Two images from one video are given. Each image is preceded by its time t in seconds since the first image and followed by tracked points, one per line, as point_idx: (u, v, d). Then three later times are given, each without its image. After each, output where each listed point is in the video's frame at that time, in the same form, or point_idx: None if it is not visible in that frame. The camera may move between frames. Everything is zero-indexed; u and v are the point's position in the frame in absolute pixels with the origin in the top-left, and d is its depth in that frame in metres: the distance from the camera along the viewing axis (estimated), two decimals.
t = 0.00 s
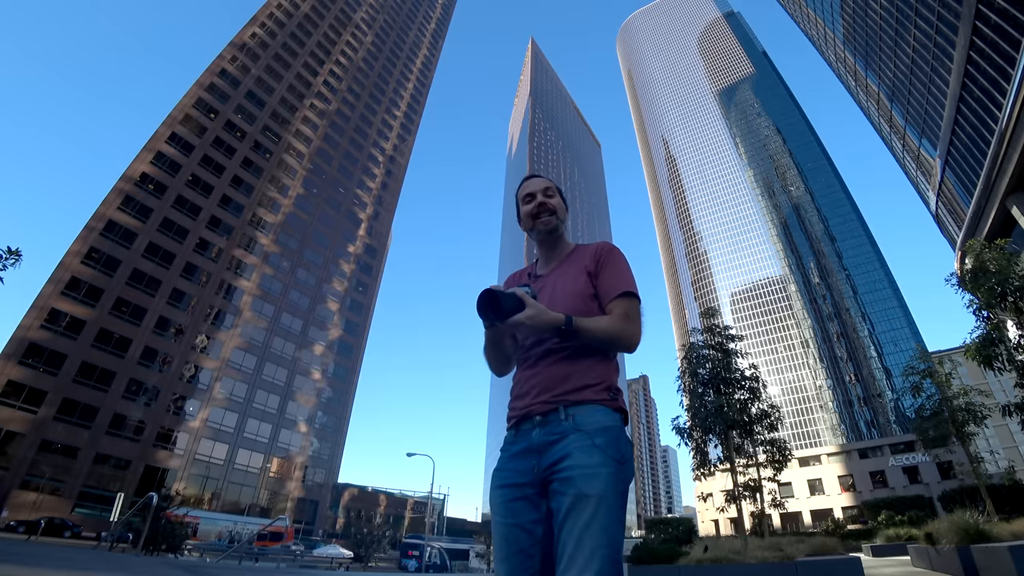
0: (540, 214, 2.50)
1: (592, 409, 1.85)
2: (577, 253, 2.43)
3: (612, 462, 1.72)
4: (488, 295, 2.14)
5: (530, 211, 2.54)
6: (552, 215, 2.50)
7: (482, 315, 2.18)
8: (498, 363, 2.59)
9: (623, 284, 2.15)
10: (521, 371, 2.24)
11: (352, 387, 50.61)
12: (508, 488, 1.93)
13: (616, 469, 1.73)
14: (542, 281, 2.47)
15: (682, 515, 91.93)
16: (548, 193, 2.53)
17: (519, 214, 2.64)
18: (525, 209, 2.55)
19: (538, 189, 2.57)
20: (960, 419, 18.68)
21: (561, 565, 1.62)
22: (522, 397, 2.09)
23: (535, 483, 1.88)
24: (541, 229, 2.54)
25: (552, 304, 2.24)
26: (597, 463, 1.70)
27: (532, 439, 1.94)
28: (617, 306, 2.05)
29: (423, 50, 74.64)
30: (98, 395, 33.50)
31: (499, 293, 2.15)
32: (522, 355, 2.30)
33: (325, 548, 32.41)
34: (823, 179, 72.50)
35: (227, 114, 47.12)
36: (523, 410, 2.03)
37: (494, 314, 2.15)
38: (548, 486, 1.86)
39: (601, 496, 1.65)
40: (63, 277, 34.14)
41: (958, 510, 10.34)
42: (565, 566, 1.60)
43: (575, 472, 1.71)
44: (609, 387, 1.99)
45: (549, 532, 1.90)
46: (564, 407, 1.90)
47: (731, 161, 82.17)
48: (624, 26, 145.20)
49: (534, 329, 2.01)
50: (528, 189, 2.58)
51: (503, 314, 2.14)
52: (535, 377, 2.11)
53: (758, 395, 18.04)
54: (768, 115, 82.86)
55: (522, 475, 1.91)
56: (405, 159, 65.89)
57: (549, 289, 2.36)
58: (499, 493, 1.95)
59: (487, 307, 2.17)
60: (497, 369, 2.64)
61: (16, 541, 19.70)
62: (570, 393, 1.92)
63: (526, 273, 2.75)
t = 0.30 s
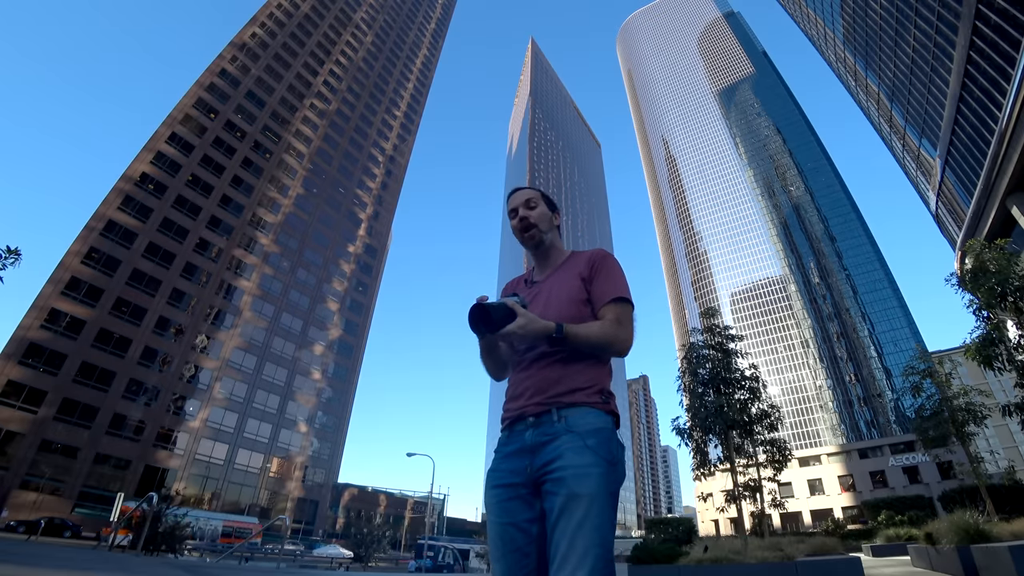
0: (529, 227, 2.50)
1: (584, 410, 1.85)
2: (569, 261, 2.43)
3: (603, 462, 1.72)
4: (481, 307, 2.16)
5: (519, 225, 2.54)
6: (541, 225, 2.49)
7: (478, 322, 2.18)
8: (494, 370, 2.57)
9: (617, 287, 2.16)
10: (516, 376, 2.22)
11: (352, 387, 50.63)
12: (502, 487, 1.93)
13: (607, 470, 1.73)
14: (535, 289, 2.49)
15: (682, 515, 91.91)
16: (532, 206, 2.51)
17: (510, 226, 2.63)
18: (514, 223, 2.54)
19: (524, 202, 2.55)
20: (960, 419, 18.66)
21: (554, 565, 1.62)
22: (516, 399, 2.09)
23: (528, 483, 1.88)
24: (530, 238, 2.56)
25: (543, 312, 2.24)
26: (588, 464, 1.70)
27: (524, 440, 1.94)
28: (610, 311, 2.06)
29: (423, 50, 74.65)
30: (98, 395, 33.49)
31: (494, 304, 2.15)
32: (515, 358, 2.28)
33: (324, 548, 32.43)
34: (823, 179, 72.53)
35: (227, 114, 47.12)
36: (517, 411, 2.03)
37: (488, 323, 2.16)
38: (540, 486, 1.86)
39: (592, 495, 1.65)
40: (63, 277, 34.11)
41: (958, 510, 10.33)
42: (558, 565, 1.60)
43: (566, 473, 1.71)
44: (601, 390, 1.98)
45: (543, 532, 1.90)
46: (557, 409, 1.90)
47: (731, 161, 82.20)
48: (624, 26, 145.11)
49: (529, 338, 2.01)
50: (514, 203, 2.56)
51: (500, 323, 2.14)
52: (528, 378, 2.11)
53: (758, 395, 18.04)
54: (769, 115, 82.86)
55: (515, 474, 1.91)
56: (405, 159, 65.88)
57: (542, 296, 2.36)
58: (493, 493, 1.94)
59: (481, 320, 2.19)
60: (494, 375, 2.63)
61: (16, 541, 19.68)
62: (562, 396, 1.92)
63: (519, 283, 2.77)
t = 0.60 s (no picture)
0: (520, 235, 2.51)
1: (579, 414, 1.86)
2: (562, 268, 2.43)
3: (597, 464, 1.73)
4: (483, 307, 2.13)
5: (512, 232, 2.54)
6: (531, 233, 2.50)
7: (475, 328, 2.18)
8: (492, 373, 2.56)
9: (611, 293, 2.17)
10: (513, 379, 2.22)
11: (352, 387, 50.66)
12: (499, 487, 1.93)
13: (600, 470, 1.74)
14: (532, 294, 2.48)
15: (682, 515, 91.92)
16: (523, 214, 2.51)
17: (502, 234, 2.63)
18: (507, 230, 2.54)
19: (516, 211, 2.54)
20: (960, 419, 18.66)
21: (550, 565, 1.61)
22: (512, 403, 2.09)
23: (524, 482, 1.88)
24: (524, 246, 2.56)
25: (539, 317, 2.23)
26: (582, 464, 1.71)
27: (519, 442, 1.95)
28: (605, 316, 2.06)
29: (423, 50, 74.65)
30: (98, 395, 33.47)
31: (495, 305, 2.13)
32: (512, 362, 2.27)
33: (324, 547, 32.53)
34: (823, 179, 72.53)
35: (226, 114, 47.12)
36: (512, 415, 2.04)
37: (489, 326, 2.14)
38: (536, 486, 1.86)
39: (586, 496, 1.65)
40: (63, 277, 34.10)
41: (958, 510, 10.33)
42: (553, 564, 1.60)
43: (560, 475, 1.71)
44: (596, 394, 1.98)
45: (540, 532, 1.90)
46: (552, 412, 1.90)
47: (731, 161, 82.19)
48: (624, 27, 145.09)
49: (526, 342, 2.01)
50: (505, 210, 2.57)
51: (500, 325, 2.12)
52: (525, 382, 2.10)
53: (758, 395, 18.04)
54: (769, 115, 82.87)
55: (511, 474, 1.92)
56: (405, 159, 65.85)
57: (539, 302, 2.34)
58: (490, 493, 1.95)
59: (481, 322, 2.16)
60: (493, 378, 2.63)
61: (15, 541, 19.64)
62: (556, 399, 1.93)
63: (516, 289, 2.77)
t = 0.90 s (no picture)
0: (516, 237, 2.51)
1: (577, 418, 1.85)
2: (557, 272, 2.43)
3: (595, 465, 1.73)
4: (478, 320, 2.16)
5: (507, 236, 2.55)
6: (527, 239, 2.51)
7: (474, 341, 2.19)
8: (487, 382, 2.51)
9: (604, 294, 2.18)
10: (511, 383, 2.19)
11: (352, 387, 50.68)
12: (498, 487, 1.94)
13: (599, 472, 1.75)
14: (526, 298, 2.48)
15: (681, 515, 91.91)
16: (522, 217, 2.53)
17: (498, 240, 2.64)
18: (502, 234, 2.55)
19: (514, 214, 2.57)
20: (960, 419, 18.64)
21: (549, 565, 1.61)
22: (511, 405, 2.09)
23: (522, 483, 1.88)
24: (519, 250, 2.56)
25: (534, 323, 2.22)
26: (581, 465, 1.71)
27: (519, 444, 1.94)
28: (600, 318, 2.06)
29: (423, 50, 74.68)
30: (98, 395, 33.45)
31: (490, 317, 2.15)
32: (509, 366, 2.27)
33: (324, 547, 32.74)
34: (823, 179, 72.56)
35: (227, 114, 47.12)
36: (511, 417, 2.03)
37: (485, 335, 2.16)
38: (534, 488, 1.86)
39: (585, 497, 1.65)
40: (63, 277, 34.07)
41: (958, 510, 10.33)
42: (552, 564, 1.60)
43: (559, 476, 1.71)
44: (593, 398, 1.97)
45: (538, 533, 1.89)
46: (551, 415, 1.90)
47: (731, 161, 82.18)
48: (624, 26, 145.06)
49: (524, 351, 2.01)
50: (504, 213, 2.59)
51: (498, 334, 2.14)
52: (523, 386, 2.09)
53: (758, 395, 18.04)
54: (769, 115, 82.88)
55: (511, 475, 1.91)
56: (405, 159, 65.87)
57: (533, 308, 2.33)
58: (490, 493, 1.95)
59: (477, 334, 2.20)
60: (489, 386, 2.62)
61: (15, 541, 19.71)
62: (555, 402, 1.93)
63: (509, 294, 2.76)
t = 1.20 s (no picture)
0: (522, 240, 2.49)
1: (578, 419, 1.86)
2: (557, 275, 2.42)
3: (594, 464, 1.74)
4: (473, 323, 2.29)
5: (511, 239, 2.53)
6: (534, 240, 2.50)
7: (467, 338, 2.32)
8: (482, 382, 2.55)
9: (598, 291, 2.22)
10: (509, 384, 2.18)
11: (352, 387, 50.69)
12: (496, 489, 1.93)
13: (597, 471, 1.76)
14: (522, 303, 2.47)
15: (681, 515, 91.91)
16: (530, 220, 2.52)
17: (501, 241, 2.63)
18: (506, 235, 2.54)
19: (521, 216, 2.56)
20: (960, 419, 18.63)
21: (548, 561, 1.61)
22: (510, 406, 2.07)
23: (522, 484, 1.88)
24: (525, 251, 2.52)
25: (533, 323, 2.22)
26: (581, 463, 1.72)
27: (518, 445, 1.94)
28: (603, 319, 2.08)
29: (423, 50, 74.70)
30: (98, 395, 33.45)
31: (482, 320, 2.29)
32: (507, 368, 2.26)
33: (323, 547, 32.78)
34: (823, 179, 72.56)
35: (226, 114, 47.12)
36: (511, 418, 2.03)
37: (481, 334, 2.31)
38: (533, 487, 1.86)
39: (585, 494, 1.65)
40: (63, 277, 34.05)
41: (958, 510, 10.33)
42: (549, 562, 1.59)
43: (559, 473, 1.72)
44: (593, 400, 1.98)
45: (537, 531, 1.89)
46: (551, 416, 1.90)
47: (731, 161, 82.19)
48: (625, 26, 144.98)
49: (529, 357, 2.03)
50: (509, 216, 2.59)
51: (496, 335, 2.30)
52: (523, 388, 2.08)
53: (758, 395, 18.04)
54: (768, 115, 82.90)
55: (508, 475, 1.92)
56: (405, 159, 65.90)
57: (533, 308, 2.31)
58: (487, 495, 1.94)
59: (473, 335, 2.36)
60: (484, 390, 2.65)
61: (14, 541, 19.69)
62: (556, 403, 1.93)
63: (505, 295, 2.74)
